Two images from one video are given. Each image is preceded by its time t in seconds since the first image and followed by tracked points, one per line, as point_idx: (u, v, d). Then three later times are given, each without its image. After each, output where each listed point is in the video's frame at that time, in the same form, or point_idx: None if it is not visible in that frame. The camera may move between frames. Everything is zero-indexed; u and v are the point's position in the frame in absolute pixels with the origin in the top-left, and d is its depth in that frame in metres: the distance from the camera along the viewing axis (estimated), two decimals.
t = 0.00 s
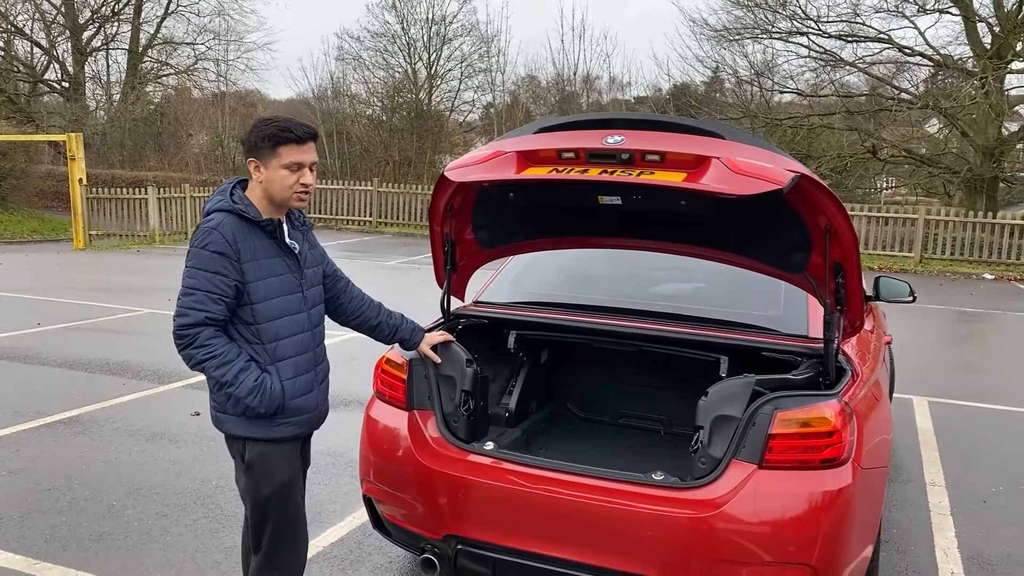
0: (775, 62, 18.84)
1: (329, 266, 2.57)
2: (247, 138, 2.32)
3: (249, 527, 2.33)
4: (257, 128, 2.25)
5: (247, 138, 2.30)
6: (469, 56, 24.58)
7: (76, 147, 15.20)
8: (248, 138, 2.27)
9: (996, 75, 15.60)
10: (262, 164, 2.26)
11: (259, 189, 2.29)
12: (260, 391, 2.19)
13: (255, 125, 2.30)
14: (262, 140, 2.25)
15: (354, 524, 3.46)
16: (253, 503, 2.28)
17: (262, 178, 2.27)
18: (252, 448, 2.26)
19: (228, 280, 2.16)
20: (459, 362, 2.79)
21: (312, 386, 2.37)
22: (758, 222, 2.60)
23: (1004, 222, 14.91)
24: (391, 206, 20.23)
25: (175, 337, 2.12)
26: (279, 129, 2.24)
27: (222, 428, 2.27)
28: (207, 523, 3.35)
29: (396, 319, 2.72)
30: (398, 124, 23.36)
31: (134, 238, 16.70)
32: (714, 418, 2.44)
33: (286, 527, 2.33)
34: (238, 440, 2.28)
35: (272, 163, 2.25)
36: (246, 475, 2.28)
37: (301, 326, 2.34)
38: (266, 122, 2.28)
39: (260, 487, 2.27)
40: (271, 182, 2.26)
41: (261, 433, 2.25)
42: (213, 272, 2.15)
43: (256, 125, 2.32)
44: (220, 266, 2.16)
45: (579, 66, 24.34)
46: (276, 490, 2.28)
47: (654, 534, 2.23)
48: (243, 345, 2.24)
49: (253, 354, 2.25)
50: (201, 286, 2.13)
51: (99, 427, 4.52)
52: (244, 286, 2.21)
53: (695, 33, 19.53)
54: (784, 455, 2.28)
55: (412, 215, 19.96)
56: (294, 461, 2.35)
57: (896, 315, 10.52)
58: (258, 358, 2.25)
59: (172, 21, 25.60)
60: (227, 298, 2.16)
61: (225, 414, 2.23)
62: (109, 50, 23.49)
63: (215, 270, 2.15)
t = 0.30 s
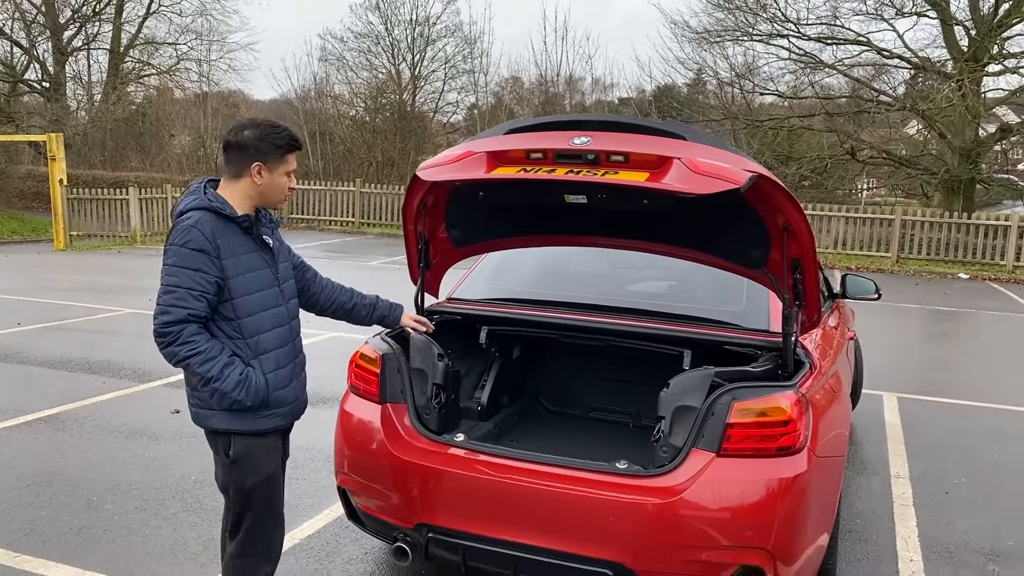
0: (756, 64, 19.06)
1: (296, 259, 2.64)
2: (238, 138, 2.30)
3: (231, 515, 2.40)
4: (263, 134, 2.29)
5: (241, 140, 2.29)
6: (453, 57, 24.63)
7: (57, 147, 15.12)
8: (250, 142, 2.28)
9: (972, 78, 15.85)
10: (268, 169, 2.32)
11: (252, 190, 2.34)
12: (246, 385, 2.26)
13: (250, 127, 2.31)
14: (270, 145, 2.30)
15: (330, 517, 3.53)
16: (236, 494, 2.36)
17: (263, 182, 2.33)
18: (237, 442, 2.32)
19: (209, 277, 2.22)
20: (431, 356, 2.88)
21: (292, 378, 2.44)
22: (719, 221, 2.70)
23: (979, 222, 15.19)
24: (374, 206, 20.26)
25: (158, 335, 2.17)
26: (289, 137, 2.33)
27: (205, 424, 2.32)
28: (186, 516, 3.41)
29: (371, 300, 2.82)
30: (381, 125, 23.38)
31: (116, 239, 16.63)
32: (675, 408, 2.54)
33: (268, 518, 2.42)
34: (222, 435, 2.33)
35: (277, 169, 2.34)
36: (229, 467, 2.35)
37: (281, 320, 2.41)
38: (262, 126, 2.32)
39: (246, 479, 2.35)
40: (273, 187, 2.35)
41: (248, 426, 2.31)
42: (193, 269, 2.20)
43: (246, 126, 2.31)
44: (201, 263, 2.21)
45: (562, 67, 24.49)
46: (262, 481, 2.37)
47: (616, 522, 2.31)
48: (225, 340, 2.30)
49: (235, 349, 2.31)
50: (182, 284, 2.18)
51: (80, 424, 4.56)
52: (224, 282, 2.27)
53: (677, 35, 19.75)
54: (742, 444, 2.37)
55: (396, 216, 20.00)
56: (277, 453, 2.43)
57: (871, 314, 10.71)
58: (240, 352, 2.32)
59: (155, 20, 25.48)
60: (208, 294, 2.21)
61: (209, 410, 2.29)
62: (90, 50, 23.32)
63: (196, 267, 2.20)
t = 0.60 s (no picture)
0: (742, 66, 19.23)
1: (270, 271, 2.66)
2: (259, 156, 2.39)
3: (216, 511, 2.46)
4: (286, 156, 2.41)
5: (264, 158, 2.39)
6: (441, 58, 24.75)
7: (44, 148, 15.09)
8: (273, 162, 2.39)
9: (955, 81, 16.07)
10: (285, 189, 2.44)
11: (263, 208, 2.44)
12: (248, 396, 2.37)
13: (272, 147, 2.41)
14: (291, 167, 2.43)
15: (316, 514, 3.62)
16: (224, 488, 2.44)
17: (278, 201, 2.45)
18: (227, 444, 2.40)
19: (226, 291, 2.30)
20: (412, 356, 2.97)
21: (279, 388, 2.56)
22: (690, 225, 2.81)
23: (962, 223, 15.39)
24: (362, 207, 20.29)
25: (169, 340, 2.22)
26: (309, 161, 2.47)
27: (190, 423, 2.38)
28: (174, 514, 3.51)
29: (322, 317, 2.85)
30: (370, 126, 23.39)
31: (103, 240, 16.60)
32: (646, 406, 2.65)
33: (253, 510, 2.48)
34: (209, 435, 2.40)
35: (293, 190, 2.46)
36: (217, 463, 2.42)
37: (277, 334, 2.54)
38: (284, 147, 2.43)
39: (235, 475, 2.43)
40: (284, 206, 2.48)
41: (240, 431, 2.41)
42: (214, 283, 2.28)
43: (268, 145, 2.41)
44: (222, 278, 2.29)
45: (551, 69, 24.63)
46: (249, 478, 2.46)
47: (590, 514, 2.42)
48: (229, 349, 2.39)
49: (236, 359, 2.41)
50: (203, 296, 2.26)
51: (69, 424, 4.63)
52: (239, 296, 2.37)
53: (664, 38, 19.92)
54: (709, 440, 2.48)
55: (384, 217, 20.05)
56: (261, 452, 2.53)
57: (852, 315, 10.90)
58: (240, 362, 2.42)
59: (142, 21, 25.41)
60: (223, 307, 2.30)
61: (200, 412, 2.36)
62: (78, 50, 23.23)
63: (217, 281, 2.28)
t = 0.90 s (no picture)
0: (735, 68, 19.37)
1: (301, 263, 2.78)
2: (271, 160, 2.47)
3: (226, 494, 2.54)
4: (296, 161, 2.47)
5: (275, 163, 2.46)
6: (434, 58, 24.87)
7: (39, 149, 15.09)
8: (283, 166, 2.46)
9: (945, 83, 16.23)
10: (295, 192, 2.51)
11: (276, 210, 2.52)
12: (254, 383, 2.44)
13: (283, 152, 2.48)
14: (300, 172, 2.49)
15: (318, 508, 3.71)
16: (233, 473, 2.51)
17: (289, 203, 2.52)
18: (238, 429, 2.49)
19: (232, 284, 2.39)
20: (414, 354, 3.06)
21: (292, 377, 2.63)
22: (682, 227, 2.90)
23: (951, 224, 15.52)
24: (356, 208, 20.32)
25: (179, 330, 2.33)
26: (320, 167, 2.53)
27: (205, 409, 2.48)
28: (178, 509, 3.60)
29: (360, 295, 3.03)
30: (364, 127, 23.30)
31: (98, 241, 16.62)
32: (641, 402, 2.75)
33: (261, 496, 2.55)
34: (222, 420, 2.49)
35: (303, 193, 2.53)
36: (229, 448, 2.51)
37: (288, 325, 2.60)
38: (296, 152, 2.50)
39: (244, 460, 2.51)
40: (295, 208, 2.55)
41: (249, 417, 2.49)
42: (220, 276, 2.37)
43: (280, 150, 2.48)
44: (228, 271, 2.38)
45: (544, 70, 24.75)
46: (258, 463, 2.53)
47: (586, 506, 2.50)
48: (238, 339, 2.47)
49: (246, 348, 2.49)
50: (209, 288, 2.35)
51: (72, 422, 4.72)
52: (246, 289, 2.45)
53: (657, 40, 20.06)
54: (702, 434, 2.56)
55: (378, 217, 20.09)
56: (271, 440, 2.61)
57: (843, 315, 11.04)
58: (250, 351, 2.50)
59: (135, 21, 25.38)
60: (230, 298, 2.39)
61: (212, 397, 2.45)
62: (70, 50, 23.18)
63: (223, 274, 2.37)
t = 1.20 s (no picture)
0: (731, 68, 19.53)
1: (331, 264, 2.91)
2: (300, 158, 2.57)
3: (247, 460, 2.62)
4: (320, 159, 2.54)
5: (302, 160, 2.55)
6: (431, 58, 25.00)
7: (38, 148, 15.11)
8: (308, 162, 2.54)
9: (941, 83, 16.36)
10: (319, 187, 2.57)
11: (304, 204, 2.59)
12: (273, 358, 2.52)
13: (312, 150, 2.57)
14: (323, 169, 2.55)
15: (329, 500, 3.78)
16: (254, 440, 2.59)
17: (314, 199, 2.58)
18: (260, 401, 2.57)
19: (257, 268, 2.49)
20: (426, 347, 3.14)
21: (314, 358, 2.69)
22: (688, 223, 2.98)
23: (947, 223, 15.63)
24: (355, 208, 20.35)
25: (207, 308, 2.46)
26: (345, 165, 2.59)
27: (233, 382, 2.60)
28: (191, 501, 3.67)
29: (377, 306, 3.12)
30: (361, 127, 22.83)
31: (98, 240, 16.65)
32: (649, 392, 2.82)
33: (278, 463, 2.62)
34: (246, 393, 2.59)
35: (327, 190, 2.58)
36: (252, 417, 2.60)
37: (311, 310, 2.67)
38: (323, 150, 2.58)
39: (262, 428, 2.58)
40: (323, 204, 2.60)
41: (269, 390, 2.57)
42: (247, 260, 2.47)
43: (308, 149, 2.58)
44: (253, 256, 2.48)
45: (540, 70, 24.82)
46: (275, 432, 2.59)
47: (597, 491, 2.57)
48: (263, 319, 2.56)
49: (269, 327, 2.58)
50: (236, 269, 2.45)
51: (82, 418, 4.80)
52: (270, 274, 2.54)
53: (653, 40, 20.22)
54: (709, 424, 2.63)
55: (376, 216, 20.13)
56: (294, 415, 2.68)
57: (841, 313, 11.12)
58: (273, 330, 2.58)
59: (132, 20, 25.44)
60: (255, 281, 2.48)
61: (238, 370, 2.56)
62: (66, 49, 23.21)
63: (249, 258, 2.47)
